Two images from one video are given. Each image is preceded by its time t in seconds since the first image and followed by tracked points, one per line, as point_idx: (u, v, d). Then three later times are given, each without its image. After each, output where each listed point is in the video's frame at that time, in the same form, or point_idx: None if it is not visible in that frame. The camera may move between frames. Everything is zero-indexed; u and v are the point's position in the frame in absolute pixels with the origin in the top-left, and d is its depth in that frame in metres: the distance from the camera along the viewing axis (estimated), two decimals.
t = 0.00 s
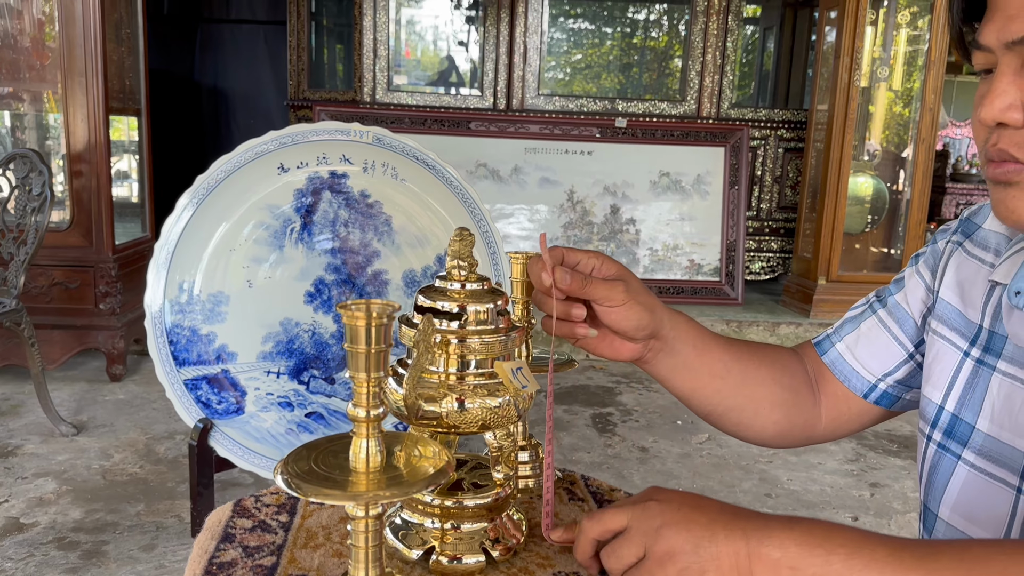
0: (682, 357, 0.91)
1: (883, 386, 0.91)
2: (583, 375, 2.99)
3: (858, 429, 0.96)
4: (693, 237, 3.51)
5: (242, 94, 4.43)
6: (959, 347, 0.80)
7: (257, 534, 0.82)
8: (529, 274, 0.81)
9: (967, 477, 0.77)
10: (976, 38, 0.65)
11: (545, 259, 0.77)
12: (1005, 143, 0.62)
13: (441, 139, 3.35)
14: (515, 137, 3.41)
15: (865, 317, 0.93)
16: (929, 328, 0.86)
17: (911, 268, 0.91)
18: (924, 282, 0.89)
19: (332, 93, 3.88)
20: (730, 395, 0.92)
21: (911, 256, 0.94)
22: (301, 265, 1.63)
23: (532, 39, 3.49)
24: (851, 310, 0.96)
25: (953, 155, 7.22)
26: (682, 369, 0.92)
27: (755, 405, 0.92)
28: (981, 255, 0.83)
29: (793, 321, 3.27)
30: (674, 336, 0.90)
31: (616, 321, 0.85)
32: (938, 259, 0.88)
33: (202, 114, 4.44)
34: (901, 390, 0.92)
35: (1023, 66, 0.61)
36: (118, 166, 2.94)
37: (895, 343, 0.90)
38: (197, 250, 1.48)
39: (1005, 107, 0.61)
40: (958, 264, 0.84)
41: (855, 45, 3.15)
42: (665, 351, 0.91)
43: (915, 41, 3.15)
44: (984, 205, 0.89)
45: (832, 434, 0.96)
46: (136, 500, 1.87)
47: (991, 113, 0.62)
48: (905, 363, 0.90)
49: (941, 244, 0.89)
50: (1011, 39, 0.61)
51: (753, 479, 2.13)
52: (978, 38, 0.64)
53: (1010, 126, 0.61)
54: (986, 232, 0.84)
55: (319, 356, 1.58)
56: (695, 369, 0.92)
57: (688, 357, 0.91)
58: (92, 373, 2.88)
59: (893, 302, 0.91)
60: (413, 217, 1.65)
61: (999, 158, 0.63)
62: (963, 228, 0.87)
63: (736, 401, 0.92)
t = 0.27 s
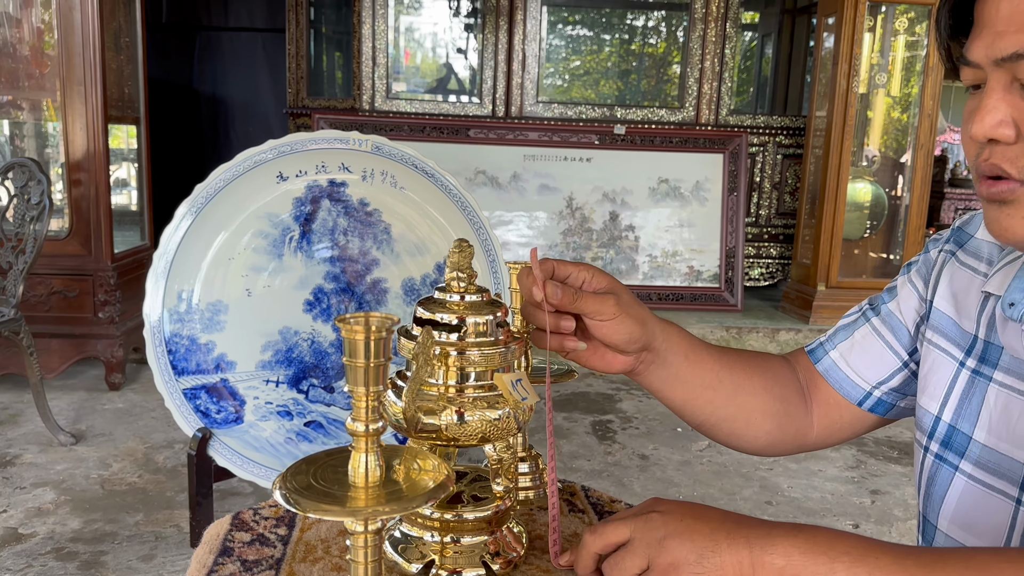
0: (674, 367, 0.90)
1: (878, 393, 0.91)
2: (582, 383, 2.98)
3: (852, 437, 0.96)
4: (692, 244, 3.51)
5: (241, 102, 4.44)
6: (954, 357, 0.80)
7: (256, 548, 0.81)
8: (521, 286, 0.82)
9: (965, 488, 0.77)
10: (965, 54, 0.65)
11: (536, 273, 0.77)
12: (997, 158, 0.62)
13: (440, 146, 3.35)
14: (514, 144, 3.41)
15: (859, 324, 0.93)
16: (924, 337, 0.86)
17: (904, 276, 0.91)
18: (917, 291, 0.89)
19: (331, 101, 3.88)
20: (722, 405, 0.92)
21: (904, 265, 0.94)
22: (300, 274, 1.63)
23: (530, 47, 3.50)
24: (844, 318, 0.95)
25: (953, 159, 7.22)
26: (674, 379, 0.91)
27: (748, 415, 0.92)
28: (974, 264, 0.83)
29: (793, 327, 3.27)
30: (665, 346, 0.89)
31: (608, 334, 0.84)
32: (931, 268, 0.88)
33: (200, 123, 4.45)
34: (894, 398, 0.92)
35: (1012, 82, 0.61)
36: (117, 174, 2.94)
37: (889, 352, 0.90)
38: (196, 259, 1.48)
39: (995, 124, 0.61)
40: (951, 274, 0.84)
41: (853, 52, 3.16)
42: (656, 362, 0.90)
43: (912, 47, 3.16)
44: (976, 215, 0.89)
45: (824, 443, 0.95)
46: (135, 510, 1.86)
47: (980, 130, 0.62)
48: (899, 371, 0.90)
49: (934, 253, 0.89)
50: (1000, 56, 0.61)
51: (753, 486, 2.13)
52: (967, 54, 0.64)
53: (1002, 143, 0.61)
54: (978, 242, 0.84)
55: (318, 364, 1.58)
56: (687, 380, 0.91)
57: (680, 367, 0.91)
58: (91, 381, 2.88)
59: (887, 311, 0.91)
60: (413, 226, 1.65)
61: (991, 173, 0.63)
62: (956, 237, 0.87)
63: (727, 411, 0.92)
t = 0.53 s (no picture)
0: (675, 364, 0.91)
1: (877, 392, 0.92)
2: (583, 387, 2.98)
3: (851, 435, 0.96)
4: (693, 248, 3.51)
5: (241, 108, 4.45)
6: (957, 358, 0.80)
7: (261, 548, 0.82)
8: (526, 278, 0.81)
9: (969, 487, 0.77)
10: (961, 61, 0.65)
11: (544, 270, 0.76)
12: (994, 165, 0.63)
13: (440, 151, 3.36)
14: (514, 149, 3.42)
15: (859, 323, 0.93)
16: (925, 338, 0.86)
17: (903, 275, 0.92)
18: (917, 291, 0.89)
19: (332, 107, 3.89)
20: (723, 402, 0.92)
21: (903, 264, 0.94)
22: (301, 278, 1.63)
23: (530, 52, 3.51)
24: (844, 316, 0.96)
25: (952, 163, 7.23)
26: (675, 375, 0.91)
27: (748, 412, 0.92)
28: (973, 265, 0.83)
29: (793, 331, 3.27)
30: (668, 342, 0.89)
31: (613, 330, 0.85)
32: (931, 268, 0.89)
33: (201, 129, 4.46)
34: (894, 396, 0.92)
35: (1008, 89, 0.61)
36: (119, 180, 2.95)
37: (888, 351, 0.91)
38: (198, 263, 1.48)
39: (991, 130, 0.61)
40: (951, 274, 0.85)
41: (852, 57, 3.17)
42: (659, 359, 0.90)
43: (911, 51, 3.18)
44: (976, 215, 0.89)
45: (823, 440, 0.96)
46: (138, 514, 1.86)
47: (977, 137, 0.63)
48: (898, 370, 0.91)
49: (933, 253, 0.90)
50: (994, 64, 0.61)
51: (755, 490, 2.13)
52: (962, 61, 0.64)
53: (998, 149, 0.62)
54: (978, 242, 0.85)
55: (320, 368, 1.59)
56: (688, 376, 0.91)
57: (682, 364, 0.91)
58: (92, 387, 2.88)
59: (887, 310, 0.92)
60: (414, 230, 1.65)
61: (990, 180, 0.64)
62: (956, 238, 0.88)
63: (728, 408, 0.92)
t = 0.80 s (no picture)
0: (674, 357, 0.91)
1: (879, 385, 0.92)
2: (584, 391, 2.98)
3: (849, 429, 0.97)
4: (693, 252, 3.52)
5: (242, 114, 4.47)
6: (961, 356, 0.81)
7: (265, 549, 0.82)
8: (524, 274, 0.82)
9: (973, 485, 0.78)
10: (965, 65, 0.65)
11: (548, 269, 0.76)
12: (1000, 169, 0.63)
13: (440, 156, 3.36)
14: (514, 154, 3.43)
15: (861, 318, 0.93)
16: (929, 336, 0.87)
17: (905, 272, 0.92)
18: (920, 288, 0.90)
19: (333, 113, 3.90)
20: (722, 395, 0.92)
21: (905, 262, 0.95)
22: (303, 282, 1.63)
23: (530, 58, 3.52)
24: (846, 312, 0.96)
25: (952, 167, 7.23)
26: (674, 368, 0.92)
27: (746, 405, 0.92)
28: (977, 263, 0.84)
29: (794, 335, 3.28)
30: (667, 334, 0.90)
31: (614, 326, 0.85)
32: (934, 266, 0.89)
33: (202, 135, 4.47)
34: (895, 390, 0.92)
35: (1013, 93, 0.61)
36: (120, 186, 2.95)
37: (891, 346, 0.91)
38: (199, 268, 1.49)
39: (997, 135, 0.62)
40: (956, 273, 0.85)
41: (852, 61, 3.18)
42: (657, 352, 0.91)
43: (910, 56, 3.18)
44: (981, 213, 0.90)
45: (821, 434, 0.96)
46: (140, 519, 1.87)
47: (983, 141, 0.63)
48: (901, 365, 0.91)
49: (937, 251, 0.90)
50: (999, 69, 0.61)
51: (757, 493, 2.13)
52: (967, 65, 0.65)
53: (1004, 153, 0.62)
54: (982, 241, 0.85)
55: (322, 373, 1.59)
56: (686, 369, 0.92)
57: (680, 357, 0.91)
58: (94, 392, 2.88)
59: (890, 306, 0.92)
60: (415, 234, 1.66)
61: (996, 185, 0.64)
62: (960, 236, 0.88)
63: (726, 400, 0.92)
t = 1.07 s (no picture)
0: (672, 366, 0.91)
1: (882, 393, 0.91)
2: (585, 398, 2.97)
3: (851, 436, 0.96)
4: (694, 258, 3.51)
5: (243, 121, 4.47)
6: (965, 364, 0.80)
7: (260, 564, 0.81)
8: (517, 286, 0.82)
9: (977, 495, 0.77)
10: (971, 71, 0.65)
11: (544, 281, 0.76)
12: (1007, 177, 0.63)
13: (441, 163, 3.37)
14: (515, 161, 3.43)
15: (864, 325, 0.93)
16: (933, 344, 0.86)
17: (908, 279, 0.92)
18: (923, 296, 0.89)
19: (333, 120, 3.90)
20: (721, 403, 0.92)
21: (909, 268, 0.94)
22: (302, 290, 1.63)
23: (530, 64, 3.52)
24: (849, 318, 0.96)
25: (954, 172, 7.23)
26: (672, 378, 0.91)
27: (745, 413, 0.92)
28: (980, 270, 0.83)
29: (796, 341, 3.27)
30: (665, 344, 0.89)
31: (610, 338, 0.84)
32: (937, 273, 0.89)
33: (203, 142, 4.48)
34: (898, 398, 0.92)
35: (1020, 99, 0.61)
36: (120, 193, 2.95)
37: (894, 354, 0.90)
38: (199, 276, 1.48)
39: (1004, 142, 0.61)
40: (960, 280, 0.85)
41: (852, 67, 3.19)
42: (656, 362, 0.90)
43: (910, 61, 3.18)
44: (985, 219, 0.89)
45: (822, 441, 0.95)
46: (139, 528, 1.86)
47: (990, 148, 0.62)
48: (904, 373, 0.90)
49: (940, 258, 0.89)
50: (1006, 75, 0.61)
51: (758, 501, 2.12)
52: (973, 70, 0.64)
53: (1011, 160, 0.62)
54: (985, 248, 0.84)
55: (321, 381, 1.59)
56: (684, 379, 0.91)
57: (678, 366, 0.91)
58: (94, 400, 2.87)
59: (893, 313, 0.91)
60: (415, 241, 1.66)
61: (1003, 192, 0.64)
62: (964, 243, 0.87)
63: (725, 409, 0.92)
